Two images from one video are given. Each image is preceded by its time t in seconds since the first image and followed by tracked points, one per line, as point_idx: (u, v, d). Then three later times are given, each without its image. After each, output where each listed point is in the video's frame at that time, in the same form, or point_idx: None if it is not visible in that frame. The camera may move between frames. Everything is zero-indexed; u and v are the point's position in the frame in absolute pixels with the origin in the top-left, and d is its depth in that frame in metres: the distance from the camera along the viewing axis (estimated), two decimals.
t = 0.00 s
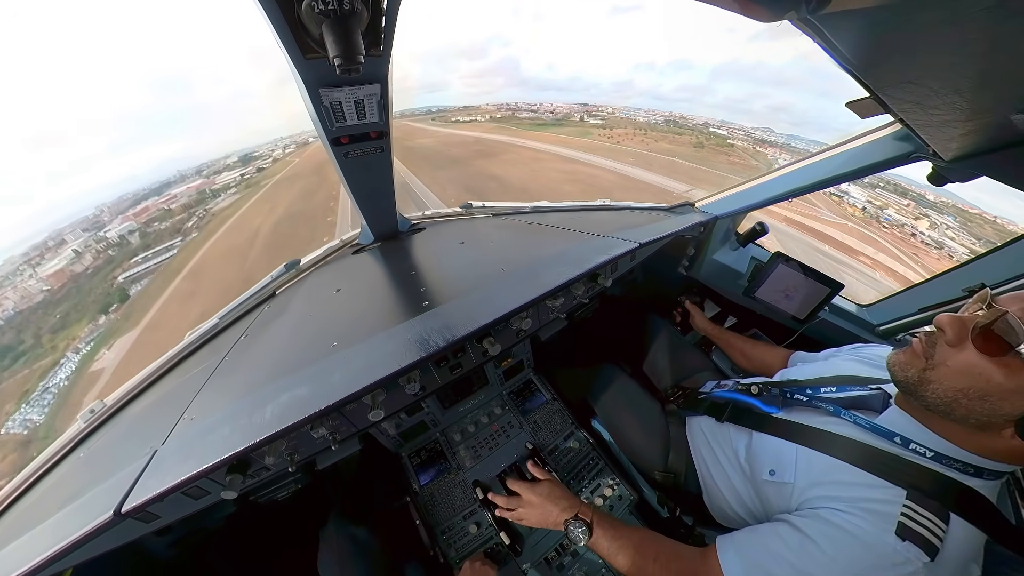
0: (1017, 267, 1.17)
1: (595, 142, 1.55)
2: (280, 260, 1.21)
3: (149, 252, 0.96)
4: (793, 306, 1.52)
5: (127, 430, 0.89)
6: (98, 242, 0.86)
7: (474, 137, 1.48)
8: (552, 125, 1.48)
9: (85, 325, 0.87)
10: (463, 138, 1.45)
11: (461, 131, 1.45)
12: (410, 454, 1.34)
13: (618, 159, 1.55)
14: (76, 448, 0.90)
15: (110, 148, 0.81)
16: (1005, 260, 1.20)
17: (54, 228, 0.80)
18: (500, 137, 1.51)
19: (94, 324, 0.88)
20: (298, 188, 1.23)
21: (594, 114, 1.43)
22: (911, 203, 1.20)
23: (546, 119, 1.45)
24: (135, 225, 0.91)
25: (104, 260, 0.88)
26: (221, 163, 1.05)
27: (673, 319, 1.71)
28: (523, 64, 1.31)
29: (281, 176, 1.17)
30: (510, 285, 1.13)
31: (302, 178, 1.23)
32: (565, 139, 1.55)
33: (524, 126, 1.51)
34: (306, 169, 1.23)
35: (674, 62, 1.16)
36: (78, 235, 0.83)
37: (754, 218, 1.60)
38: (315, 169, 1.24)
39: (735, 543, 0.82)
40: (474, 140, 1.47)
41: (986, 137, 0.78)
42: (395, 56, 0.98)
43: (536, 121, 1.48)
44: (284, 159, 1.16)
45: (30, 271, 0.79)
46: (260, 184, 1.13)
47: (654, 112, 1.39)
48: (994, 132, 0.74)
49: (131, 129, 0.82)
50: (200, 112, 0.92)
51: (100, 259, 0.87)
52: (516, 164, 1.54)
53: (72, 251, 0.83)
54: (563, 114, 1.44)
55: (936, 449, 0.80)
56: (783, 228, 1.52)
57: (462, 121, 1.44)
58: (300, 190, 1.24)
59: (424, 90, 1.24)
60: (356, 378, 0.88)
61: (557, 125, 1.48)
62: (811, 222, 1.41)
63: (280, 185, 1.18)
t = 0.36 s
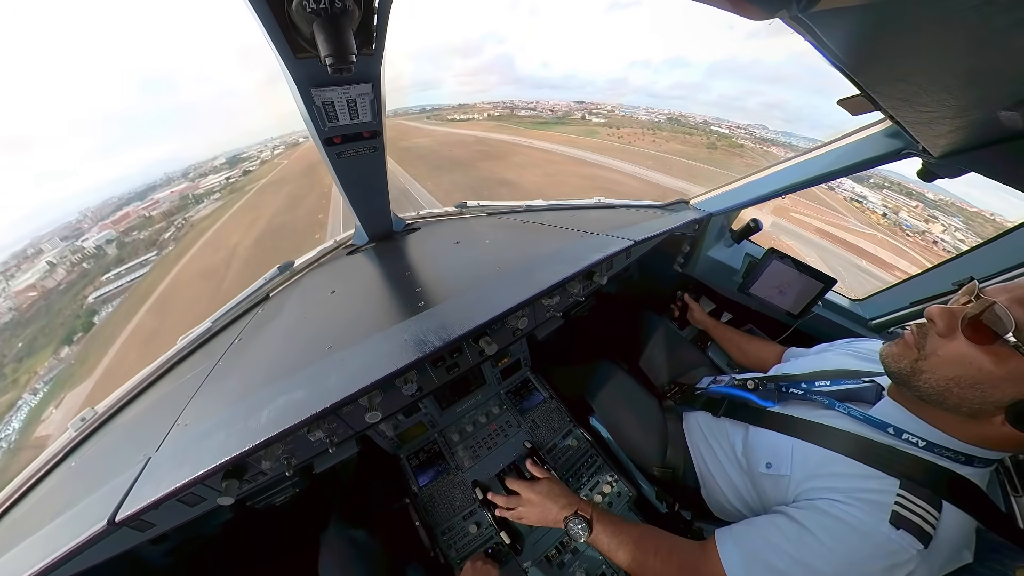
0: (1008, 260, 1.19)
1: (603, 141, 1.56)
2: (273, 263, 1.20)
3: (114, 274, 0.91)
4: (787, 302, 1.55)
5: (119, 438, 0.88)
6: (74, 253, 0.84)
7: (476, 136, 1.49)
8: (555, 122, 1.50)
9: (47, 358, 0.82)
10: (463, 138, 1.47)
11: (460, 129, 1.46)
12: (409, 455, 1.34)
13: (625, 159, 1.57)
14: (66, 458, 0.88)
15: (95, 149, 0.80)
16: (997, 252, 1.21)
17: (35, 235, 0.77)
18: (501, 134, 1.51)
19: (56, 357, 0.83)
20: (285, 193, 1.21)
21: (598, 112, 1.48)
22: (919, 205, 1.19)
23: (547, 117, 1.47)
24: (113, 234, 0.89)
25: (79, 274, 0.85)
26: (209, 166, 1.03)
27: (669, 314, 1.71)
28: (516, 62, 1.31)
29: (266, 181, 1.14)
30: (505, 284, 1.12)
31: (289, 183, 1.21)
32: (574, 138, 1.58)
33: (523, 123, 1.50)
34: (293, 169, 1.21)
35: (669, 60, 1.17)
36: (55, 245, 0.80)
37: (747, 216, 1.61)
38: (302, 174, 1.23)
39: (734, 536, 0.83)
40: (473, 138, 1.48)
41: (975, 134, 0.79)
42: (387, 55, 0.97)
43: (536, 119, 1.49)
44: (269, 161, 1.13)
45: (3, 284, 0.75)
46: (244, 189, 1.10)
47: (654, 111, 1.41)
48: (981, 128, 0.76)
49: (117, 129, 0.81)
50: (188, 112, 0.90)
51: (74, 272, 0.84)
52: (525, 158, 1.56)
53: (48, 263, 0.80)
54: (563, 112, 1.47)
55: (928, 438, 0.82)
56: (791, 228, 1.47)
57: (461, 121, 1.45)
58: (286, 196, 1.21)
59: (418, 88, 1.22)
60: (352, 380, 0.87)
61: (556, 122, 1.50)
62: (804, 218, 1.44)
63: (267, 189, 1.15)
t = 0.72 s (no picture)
0: (1002, 249, 1.21)
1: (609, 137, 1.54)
2: (267, 266, 1.18)
3: (80, 297, 0.86)
4: (783, 296, 1.56)
5: (114, 447, 0.87)
6: (48, 266, 0.80)
7: (480, 134, 1.48)
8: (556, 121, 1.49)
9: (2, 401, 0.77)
10: (465, 137, 1.45)
11: (458, 128, 1.44)
12: (409, 456, 1.34)
13: (633, 159, 1.55)
14: (62, 469, 0.87)
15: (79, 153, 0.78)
16: (991, 241, 1.23)
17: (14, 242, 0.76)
18: (502, 133, 1.51)
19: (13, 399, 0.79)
20: (273, 198, 1.16)
21: (599, 111, 1.45)
22: (927, 207, 1.16)
23: (547, 116, 1.46)
24: (89, 243, 0.85)
25: (49, 290, 0.81)
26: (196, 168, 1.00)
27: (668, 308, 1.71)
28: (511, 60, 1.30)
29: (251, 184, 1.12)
30: (502, 283, 1.12)
31: (275, 188, 1.17)
32: (583, 138, 1.57)
33: (519, 120, 1.50)
34: (282, 169, 1.17)
35: (665, 57, 1.16)
36: (30, 255, 0.78)
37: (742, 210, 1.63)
38: (288, 178, 1.19)
39: (739, 523, 0.84)
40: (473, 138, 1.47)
41: (968, 129, 0.80)
42: (379, 52, 0.95)
43: (535, 117, 1.46)
44: (251, 162, 1.08)
45: None
46: (227, 196, 1.07)
47: (655, 109, 1.38)
48: (973, 122, 0.76)
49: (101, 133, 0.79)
50: (175, 114, 0.88)
51: (45, 289, 0.81)
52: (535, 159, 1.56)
53: (18, 277, 0.77)
54: (566, 111, 1.46)
55: (923, 420, 0.83)
56: (806, 231, 1.41)
57: (461, 119, 1.43)
58: (273, 202, 1.16)
59: (411, 87, 1.21)
60: (349, 383, 0.87)
61: (558, 121, 1.50)
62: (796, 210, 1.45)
63: (257, 192, 1.13)
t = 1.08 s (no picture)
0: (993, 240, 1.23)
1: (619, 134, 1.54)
2: (261, 268, 1.17)
3: (39, 327, 0.80)
4: (777, 289, 1.58)
5: (110, 457, 0.85)
6: (20, 280, 0.77)
7: (476, 134, 1.48)
8: (556, 121, 1.52)
9: None
10: (466, 136, 1.45)
11: (459, 127, 1.44)
12: (409, 458, 1.33)
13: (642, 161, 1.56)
14: (57, 480, 0.86)
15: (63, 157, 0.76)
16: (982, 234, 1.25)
17: None
18: (502, 132, 1.51)
19: None
20: (265, 202, 1.15)
21: (606, 111, 1.45)
22: (934, 208, 1.17)
23: (548, 114, 1.48)
24: (65, 256, 0.83)
25: (21, 306, 0.78)
26: (182, 170, 0.96)
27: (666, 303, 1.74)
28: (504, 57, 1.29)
29: (235, 190, 1.10)
30: (499, 282, 1.12)
31: (260, 194, 1.14)
32: (577, 135, 1.58)
33: (514, 118, 1.49)
34: (271, 171, 1.15)
35: (660, 55, 1.17)
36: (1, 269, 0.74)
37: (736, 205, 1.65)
38: (275, 184, 1.18)
39: (736, 518, 0.85)
40: (479, 138, 1.48)
41: (948, 124, 0.82)
42: (370, 51, 0.94)
43: (539, 114, 1.49)
44: (238, 164, 1.06)
45: None
46: (209, 203, 1.05)
47: (663, 108, 1.38)
48: (963, 117, 0.77)
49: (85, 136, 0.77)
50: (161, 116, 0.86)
51: (16, 305, 0.77)
52: (533, 166, 1.55)
53: None
54: (569, 108, 1.48)
55: (918, 414, 0.85)
56: (788, 223, 1.44)
57: (462, 119, 1.43)
58: (262, 209, 1.14)
59: (403, 85, 1.20)
60: (348, 387, 0.86)
61: (563, 121, 1.53)
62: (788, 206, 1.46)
63: (244, 195, 1.12)
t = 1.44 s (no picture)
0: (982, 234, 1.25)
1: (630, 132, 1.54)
2: (255, 272, 1.15)
3: (3, 356, 0.77)
4: (772, 284, 1.60)
5: (104, 467, 0.84)
6: None
7: (468, 132, 1.45)
8: (558, 121, 1.53)
9: None
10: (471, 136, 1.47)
11: (459, 125, 1.43)
12: (409, 460, 1.32)
13: (653, 159, 1.58)
14: (50, 493, 0.84)
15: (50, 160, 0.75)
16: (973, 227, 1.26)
17: None
18: (502, 130, 1.52)
19: None
20: (254, 204, 1.13)
21: (610, 109, 1.46)
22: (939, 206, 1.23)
23: (550, 112, 1.48)
24: (42, 270, 0.78)
25: None
26: (168, 173, 0.94)
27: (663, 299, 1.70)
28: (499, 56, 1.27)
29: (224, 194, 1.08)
30: (497, 281, 1.12)
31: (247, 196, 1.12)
32: (571, 132, 1.59)
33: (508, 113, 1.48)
34: (262, 172, 1.12)
35: (658, 53, 1.18)
36: None
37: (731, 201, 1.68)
38: (266, 185, 1.15)
39: (735, 519, 0.86)
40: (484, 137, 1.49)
41: (937, 118, 0.83)
42: (362, 50, 0.93)
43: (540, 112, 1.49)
44: (226, 167, 1.04)
45: None
46: (190, 211, 1.02)
47: (665, 106, 1.40)
48: (950, 111, 0.78)
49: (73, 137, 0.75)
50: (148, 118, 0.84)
51: None
52: (527, 166, 1.56)
53: None
54: (575, 105, 1.48)
55: (915, 412, 0.86)
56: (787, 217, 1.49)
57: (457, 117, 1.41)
58: (252, 212, 1.13)
59: (396, 84, 1.19)
60: (346, 390, 0.85)
61: (566, 121, 1.53)
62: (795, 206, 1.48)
63: (231, 201, 1.09)
